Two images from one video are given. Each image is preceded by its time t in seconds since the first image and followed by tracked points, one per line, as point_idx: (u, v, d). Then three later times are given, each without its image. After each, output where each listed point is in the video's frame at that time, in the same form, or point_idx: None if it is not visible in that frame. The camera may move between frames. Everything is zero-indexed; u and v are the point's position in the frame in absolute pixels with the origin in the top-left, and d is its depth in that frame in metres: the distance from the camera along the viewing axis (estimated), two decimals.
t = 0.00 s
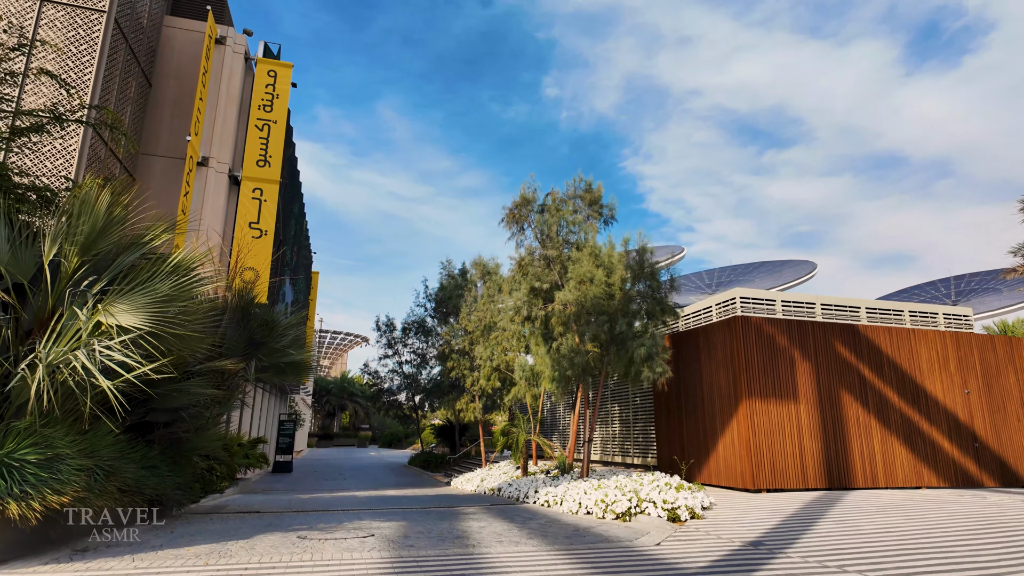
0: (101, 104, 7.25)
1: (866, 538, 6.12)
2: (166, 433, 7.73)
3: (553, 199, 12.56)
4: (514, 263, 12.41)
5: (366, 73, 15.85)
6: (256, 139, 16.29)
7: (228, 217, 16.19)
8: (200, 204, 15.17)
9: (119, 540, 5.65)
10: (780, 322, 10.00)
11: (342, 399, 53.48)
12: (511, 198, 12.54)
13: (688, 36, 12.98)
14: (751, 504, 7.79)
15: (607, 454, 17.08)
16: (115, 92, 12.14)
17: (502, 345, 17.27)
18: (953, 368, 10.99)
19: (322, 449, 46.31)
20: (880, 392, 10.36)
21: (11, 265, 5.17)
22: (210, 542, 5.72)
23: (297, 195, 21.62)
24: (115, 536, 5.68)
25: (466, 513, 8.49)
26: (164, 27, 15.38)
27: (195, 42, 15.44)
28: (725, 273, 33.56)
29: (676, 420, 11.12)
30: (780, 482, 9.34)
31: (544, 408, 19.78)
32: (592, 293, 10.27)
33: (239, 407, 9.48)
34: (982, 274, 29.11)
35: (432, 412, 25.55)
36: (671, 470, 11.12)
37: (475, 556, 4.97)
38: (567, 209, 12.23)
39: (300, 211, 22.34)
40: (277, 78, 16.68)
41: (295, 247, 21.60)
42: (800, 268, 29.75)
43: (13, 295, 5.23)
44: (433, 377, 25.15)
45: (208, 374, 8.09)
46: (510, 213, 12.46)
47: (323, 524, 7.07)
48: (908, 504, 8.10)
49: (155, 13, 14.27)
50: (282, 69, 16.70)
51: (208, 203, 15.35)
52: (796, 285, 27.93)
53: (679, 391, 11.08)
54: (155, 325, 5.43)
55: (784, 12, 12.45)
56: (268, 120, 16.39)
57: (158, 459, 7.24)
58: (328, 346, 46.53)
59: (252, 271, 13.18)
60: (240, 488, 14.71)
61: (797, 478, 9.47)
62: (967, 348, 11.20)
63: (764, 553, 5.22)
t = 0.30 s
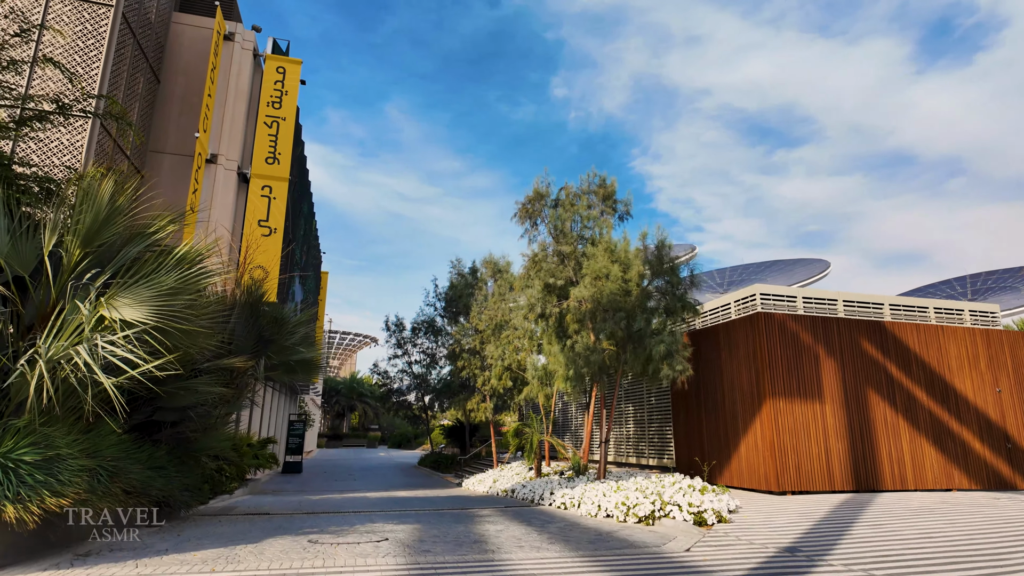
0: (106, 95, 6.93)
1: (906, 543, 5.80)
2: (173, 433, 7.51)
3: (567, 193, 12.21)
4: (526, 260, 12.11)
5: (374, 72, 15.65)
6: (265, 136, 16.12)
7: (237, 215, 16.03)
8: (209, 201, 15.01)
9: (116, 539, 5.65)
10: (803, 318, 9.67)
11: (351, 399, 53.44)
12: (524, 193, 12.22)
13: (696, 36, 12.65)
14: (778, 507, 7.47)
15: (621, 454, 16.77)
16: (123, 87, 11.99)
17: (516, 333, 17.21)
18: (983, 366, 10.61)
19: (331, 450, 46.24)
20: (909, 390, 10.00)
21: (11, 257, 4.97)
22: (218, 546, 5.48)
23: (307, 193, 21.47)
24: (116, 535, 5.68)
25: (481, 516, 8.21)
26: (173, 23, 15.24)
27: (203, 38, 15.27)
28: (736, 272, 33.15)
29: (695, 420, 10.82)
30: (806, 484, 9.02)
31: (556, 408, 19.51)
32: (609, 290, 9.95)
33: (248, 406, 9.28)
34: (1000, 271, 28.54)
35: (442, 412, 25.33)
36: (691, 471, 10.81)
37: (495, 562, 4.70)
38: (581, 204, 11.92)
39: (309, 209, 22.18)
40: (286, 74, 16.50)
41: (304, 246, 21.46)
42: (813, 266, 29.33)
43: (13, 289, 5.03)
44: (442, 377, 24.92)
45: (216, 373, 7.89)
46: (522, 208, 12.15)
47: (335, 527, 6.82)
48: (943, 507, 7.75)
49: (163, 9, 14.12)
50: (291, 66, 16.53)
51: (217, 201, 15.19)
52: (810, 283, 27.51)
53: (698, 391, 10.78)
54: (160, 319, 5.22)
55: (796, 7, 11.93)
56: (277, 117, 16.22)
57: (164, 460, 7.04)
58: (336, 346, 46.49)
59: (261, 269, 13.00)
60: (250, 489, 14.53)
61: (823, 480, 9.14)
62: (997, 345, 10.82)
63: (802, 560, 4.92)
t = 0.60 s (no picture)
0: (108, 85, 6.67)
1: (942, 548, 5.51)
2: (177, 433, 7.31)
3: (578, 188, 11.96)
4: (537, 257, 11.87)
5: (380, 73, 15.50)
6: (272, 133, 15.96)
7: (244, 213, 15.87)
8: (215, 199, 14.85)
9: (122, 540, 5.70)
10: (824, 315, 9.39)
11: (357, 399, 53.40)
12: (535, 188, 11.98)
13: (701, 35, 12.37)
14: (803, 511, 7.19)
15: (632, 455, 16.50)
16: (128, 83, 11.82)
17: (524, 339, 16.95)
18: (1010, 365, 10.31)
19: (338, 450, 46.16)
20: (933, 390, 9.69)
21: (8, 250, 4.77)
22: (223, 551, 5.26)
23: (313, 192, 21.32)
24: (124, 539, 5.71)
25: (494, 519, 7.98)
26: (178, 20, 15.09)
27: (208, 34, 15.11)
28: (745, 271, 32.82)
29: (712, 420, 10.54)
30: (828, 486, 8.73)
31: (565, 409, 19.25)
32: (623, 286, 9.76)
33: (255, 406, 9.08)
34: (1013, 269, 28.09)
35: (450, 412, 25.13)
36: (707, 473, 10.53)
37: (514, 569, 4.46)
38: (593, 200, 11.65)
39: (316, 209, 22.01)
40: (292, 70, 16.31)
41: (311, 246, 21.31)
42: (823, 265, 28.97)
43: (11, 284, 4.84)
44: (450, 377, 24.72)
45: (221, 372, 7.70)
46: (533, 203, 11.91)
47: (344, 531, 6.60)
48: (975, 511, 7.45)
49: (168, 4, 13.96)
50: (297, 62, 16.34)
51: (223, 198, 15.02)
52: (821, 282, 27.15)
53: (714, 390, 10.50)
54: (164, 315, 4.98)
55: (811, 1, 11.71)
56: (283, 114, 16.05)
57: (168, 462, 6.84)
58: (343, 347, 46.43)
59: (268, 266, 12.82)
60: (257, 490, 14.35)
61: (846, 482, 8.85)
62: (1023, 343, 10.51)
63: (837, 567, 4.65)
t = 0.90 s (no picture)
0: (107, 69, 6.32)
1: (991, 552, 5.16)
2: (182, 432, 7.07)
3: (591, 181, 11.64)
4: (549, 251, 11.56)
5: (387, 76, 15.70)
6: (279, 129, 15.76)
7: (252, 210, 15.66)
8: (222, 195, 14.65)
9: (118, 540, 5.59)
10: (850, 309, 9.03)
11: (367, 399, 53.38)
12: (546, 181, 11.66)
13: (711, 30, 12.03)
14: (834, 513, 6.84)
15: (646, 455, 16.17)
16: (133, 76, 11.61)
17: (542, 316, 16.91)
18: None
19: (347, 450, 46.08)
20: (965, 386, 9.30)
21: None
22: (226, 556, 5.00)
23: (321, 190, 21.12)
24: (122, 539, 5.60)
25: (509, 521, 7.67)
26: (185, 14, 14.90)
27: (215, 29, 14.92)
28: (757, 268, 32.37)
29: (732, 418, 10.20)
30: (856, 488, 8.37)
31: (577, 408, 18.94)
32: (641, 281, 9.39)
33: (262, 404, 8.84)
34: None
35: (460, 411, 24.88)
36: (728, 473, 10.20)
37: None
38: (607, 192, 11.30)
39: (324, 206, 21.81)
40: (300, 66, 16.11)
41: (320, 244, 21.11)
42: (838, 262, 28.48)
43: (3, 274, 4.61)
44: (460, 377, 24.46)
45: (227, 369, 7.47)
46: (545, 196, 11.58)
47: (354, 534, 6.33)
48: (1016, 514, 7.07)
49: None
50: (305, 57, 16.15)
51: (230, 194, 14.82)
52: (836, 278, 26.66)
53: (734, 388, 10.17)
54: (162, 307, 4.74)
55: None
56: (291, 109, 15.85)
57: (172, 462, 6.60)
58: (352, 347, 46.41)
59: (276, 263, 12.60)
60: (265, 491, 14.14)
61: (875, 483, 8.49)
62: None
63: None
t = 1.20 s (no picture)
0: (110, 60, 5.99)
1: None
2: (189, 433, 6.88)
3: (606, 175, 11.34)
4: (562, 247, 11.31)
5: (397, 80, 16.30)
6: (289, 127, 15.62)
7: (262, 209, 15.53)
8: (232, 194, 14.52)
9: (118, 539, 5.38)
10: (879, 304, 8.67)
11: (378, 400, 53.39)
12: (560, 175, 11.39)
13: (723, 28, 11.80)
14: (869, 518, 6.49)
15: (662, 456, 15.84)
16: (142, 73, 11.49)
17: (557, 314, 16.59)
18: None
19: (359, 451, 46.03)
20: (1001, 385, 8.91)
21: None
22: (233, 563, 4.77)
23: (332, 189, 20.99)
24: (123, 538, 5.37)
25: (526, 525, 7.41)
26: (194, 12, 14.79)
27: (225, 26, 14.80)
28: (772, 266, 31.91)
29: (755, 418, 9.89)
30: (888, 491, 8.02)
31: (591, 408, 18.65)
32: (659, 276, 9.10)
33: (272, 404, 8.63)
34: None
35: (472, 412, 24.66)
36: (751, 476, 9.87)
37: None
38: (623, 186, 11.00)
39: (335, 206, 21.68)
40: (309, 63, 15.97)
41: (330, 243, 20.97)
42: (856, 259, 27.98)
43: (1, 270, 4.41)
44: (471, 377, 24.22)
45: (234, 368, 7.27)
46: (559, 191, 11.31)
47: (366, 539, 6.10)
48: None
49: None
50: (315, 55, 16.00)
51: (240, 193, 14.69)
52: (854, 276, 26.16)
53: (757, 387, 9.85)
54: (163, 303, 4.52)
55: None
56: (301, 107, 15.70)
57: (178, 462, 6.42)
58: (363, 347, 46.41)
59: (286, 261, 12.43)
60: (277, 492, 13.99)
61: (908, 486, 8.13)
62: None
63: None
